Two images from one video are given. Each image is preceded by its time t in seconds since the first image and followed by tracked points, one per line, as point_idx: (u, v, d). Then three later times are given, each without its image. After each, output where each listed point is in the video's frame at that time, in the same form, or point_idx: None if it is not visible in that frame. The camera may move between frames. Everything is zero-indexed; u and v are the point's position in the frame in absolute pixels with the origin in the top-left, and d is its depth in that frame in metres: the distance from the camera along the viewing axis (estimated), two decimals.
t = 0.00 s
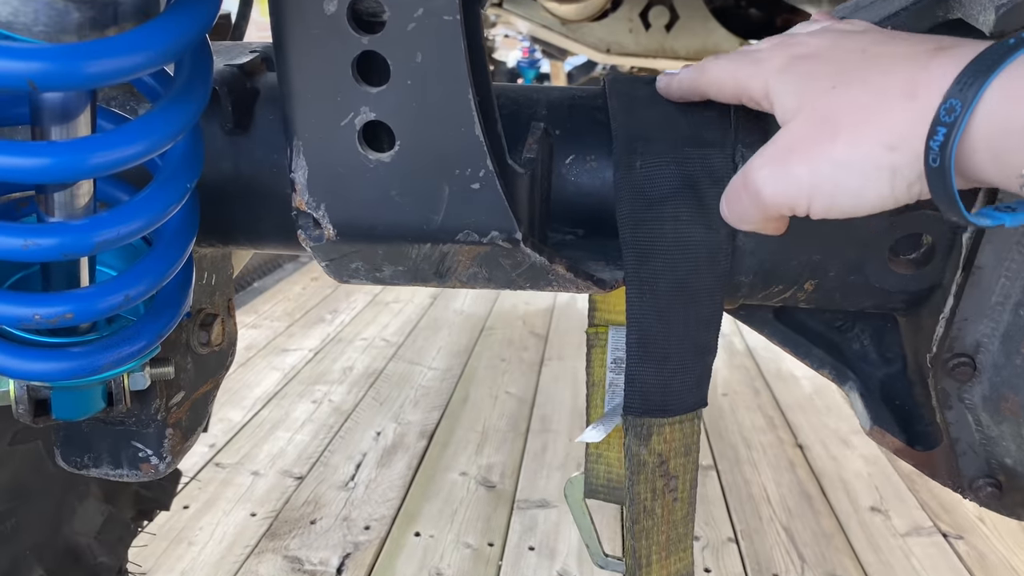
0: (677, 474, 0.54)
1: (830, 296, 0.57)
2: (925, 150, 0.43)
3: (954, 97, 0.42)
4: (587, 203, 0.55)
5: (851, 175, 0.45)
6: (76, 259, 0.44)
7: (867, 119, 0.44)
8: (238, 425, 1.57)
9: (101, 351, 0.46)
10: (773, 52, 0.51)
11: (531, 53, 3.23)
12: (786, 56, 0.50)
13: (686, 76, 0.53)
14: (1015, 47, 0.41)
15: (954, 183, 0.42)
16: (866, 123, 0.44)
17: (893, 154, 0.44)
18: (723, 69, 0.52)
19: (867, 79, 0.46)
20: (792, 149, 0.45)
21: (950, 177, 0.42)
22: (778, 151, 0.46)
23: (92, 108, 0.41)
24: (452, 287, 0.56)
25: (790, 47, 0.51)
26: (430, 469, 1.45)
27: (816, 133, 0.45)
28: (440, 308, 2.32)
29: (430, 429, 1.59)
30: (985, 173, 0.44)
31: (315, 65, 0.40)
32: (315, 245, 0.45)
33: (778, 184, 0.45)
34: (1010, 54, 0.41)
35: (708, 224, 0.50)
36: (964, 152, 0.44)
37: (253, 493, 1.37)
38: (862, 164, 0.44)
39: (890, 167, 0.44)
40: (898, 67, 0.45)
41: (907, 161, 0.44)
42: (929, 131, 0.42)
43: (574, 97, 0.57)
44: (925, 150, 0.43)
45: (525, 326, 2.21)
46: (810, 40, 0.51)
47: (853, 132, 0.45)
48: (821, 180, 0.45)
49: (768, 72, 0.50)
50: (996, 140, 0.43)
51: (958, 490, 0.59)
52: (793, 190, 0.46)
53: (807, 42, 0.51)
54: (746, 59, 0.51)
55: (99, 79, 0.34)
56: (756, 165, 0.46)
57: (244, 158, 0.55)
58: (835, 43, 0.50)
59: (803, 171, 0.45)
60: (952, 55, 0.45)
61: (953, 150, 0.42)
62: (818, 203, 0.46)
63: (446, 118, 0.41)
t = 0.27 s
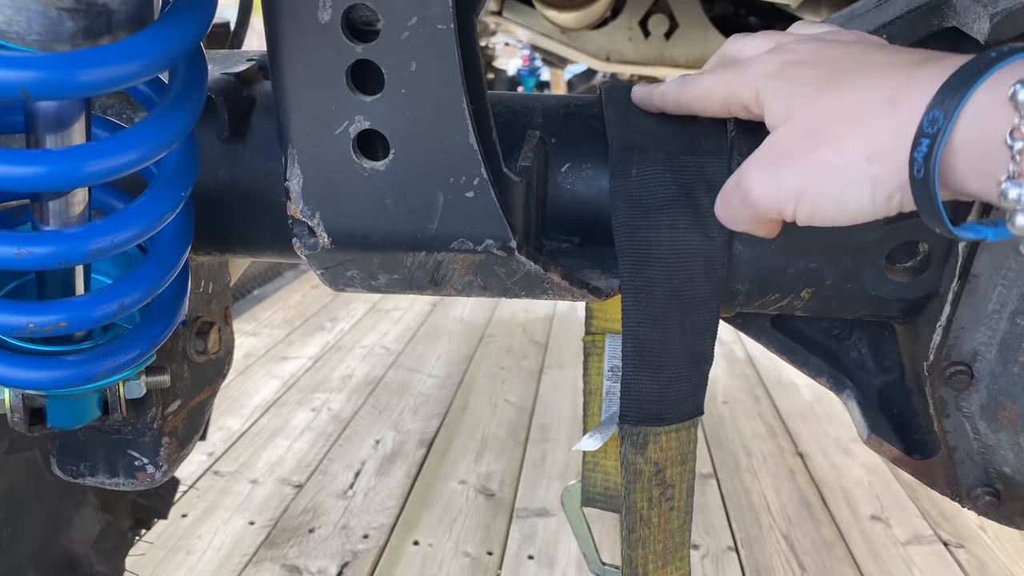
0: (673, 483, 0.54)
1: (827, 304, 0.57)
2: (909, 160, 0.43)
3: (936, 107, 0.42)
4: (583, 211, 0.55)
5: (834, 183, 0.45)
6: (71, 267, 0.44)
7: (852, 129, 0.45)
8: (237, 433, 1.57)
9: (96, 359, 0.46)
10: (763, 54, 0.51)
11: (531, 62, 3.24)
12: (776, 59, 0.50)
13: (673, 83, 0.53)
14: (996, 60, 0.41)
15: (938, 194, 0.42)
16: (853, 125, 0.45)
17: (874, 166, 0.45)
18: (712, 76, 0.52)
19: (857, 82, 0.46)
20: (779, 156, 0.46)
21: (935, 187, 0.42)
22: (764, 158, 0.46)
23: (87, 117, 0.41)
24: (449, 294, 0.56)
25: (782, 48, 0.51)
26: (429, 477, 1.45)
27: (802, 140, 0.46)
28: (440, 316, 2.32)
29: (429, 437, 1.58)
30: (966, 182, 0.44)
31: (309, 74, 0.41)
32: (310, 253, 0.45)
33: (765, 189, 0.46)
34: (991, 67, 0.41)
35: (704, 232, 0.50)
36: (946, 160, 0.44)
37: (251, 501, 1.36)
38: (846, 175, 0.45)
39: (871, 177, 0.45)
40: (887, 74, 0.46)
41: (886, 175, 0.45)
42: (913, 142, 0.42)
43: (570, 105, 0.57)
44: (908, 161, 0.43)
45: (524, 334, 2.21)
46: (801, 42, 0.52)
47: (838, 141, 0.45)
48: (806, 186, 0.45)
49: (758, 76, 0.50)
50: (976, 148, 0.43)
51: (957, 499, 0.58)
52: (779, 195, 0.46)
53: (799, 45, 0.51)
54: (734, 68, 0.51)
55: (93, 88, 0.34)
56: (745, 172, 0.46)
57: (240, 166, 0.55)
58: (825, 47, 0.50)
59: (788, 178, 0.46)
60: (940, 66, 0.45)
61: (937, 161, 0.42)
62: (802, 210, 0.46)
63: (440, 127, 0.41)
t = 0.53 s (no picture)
0: (672, 484, 0.54)
1: (825, 305, 0.57)
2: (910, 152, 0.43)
3: (942, 101, 0.42)
4: (581, 214, 0.55)
5: (832, 171, 0.45)
6: (70, 271, 0.44)
7: (855, 118, 0.45)
8: (238, 437, 1.57)
9: (95, 363, 0.47)
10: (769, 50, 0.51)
11: (531, 66, 3.25)
12: (781, 55, 0.50)
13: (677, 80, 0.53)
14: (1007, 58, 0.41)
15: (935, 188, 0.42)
16: (851, 122, 0.45)
17: (874, 156, 0.44)
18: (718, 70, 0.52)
19: (859, 80, 0.46)
20: (780, 140, 0.45)
21: (933, 181, 0.42)
22: (764, 144, 0.46)
23: (86, 122, 0.41)
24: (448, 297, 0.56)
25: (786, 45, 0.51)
26: (430, 481, 1.45)
27: (805, 127, 0.45)
28: (441, 320, 2.32)
29: (430, 441, 1.59)
30: (965, 180, 0.45)
31: (307, 78, 0.41)
32: (308, 257, 0.45)
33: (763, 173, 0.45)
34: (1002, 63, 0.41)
35: (701, 234, 0.51)
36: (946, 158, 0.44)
37: (252, 505, 1.36)
38: (845, 163, 0.44)
39: (870, 167, 0.44)
40: (890, 73, 0.46)
41: (887, 165, 0.44)
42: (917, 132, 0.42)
43: (567, 108, 0.57)
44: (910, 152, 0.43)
45: (525, 337, 2.21)
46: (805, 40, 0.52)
47: (838, 129, 0.45)
48: (803, 172, 0.45)
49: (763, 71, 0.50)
50: (977, 147, 0.43)
51: (956, 500, 0.59)
52: (776, 180, 0.45)
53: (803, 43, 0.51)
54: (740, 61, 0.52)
55: (91, 92, 0.35)
56: (745, 155, 0.46)
57: (239, 170, 0.55)
58: (829, 45, 0.50)
59: (787, 163, 0.45)
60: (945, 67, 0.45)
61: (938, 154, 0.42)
62: (798, 196, 0.46)
63: (437, 131, 0.41)
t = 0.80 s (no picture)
0: (672, 479, 0.54)
1: (824, 299, 0.57)
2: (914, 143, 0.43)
3: (948, 93, 0.42)
4: (578, 208, 0.55)
5: (831, 153, 0.44)
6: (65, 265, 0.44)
7: (861, 104, 0.44)
8: (237, 438, 1.57)
9: (91, 359, 0.46)
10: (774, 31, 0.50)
11: (529, 66, 3.25)
12: (786, 38, 0.49)
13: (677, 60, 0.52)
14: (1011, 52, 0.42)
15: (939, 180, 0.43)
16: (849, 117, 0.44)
17: (875, 142, 0.44)
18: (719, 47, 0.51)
19: (865, 68, 0.45)
20: (780, 120, 0.45)
21: (937, 173, 0.42)
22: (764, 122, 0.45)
23: (80, 115, 0.41)
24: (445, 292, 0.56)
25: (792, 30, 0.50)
26: (430, 481, 1.44)
27: (807, 108, 0.45)
28: (440, 320, 2.32)
29: (430, 441, 1.58)
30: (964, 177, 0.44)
31: (301, 69, 0.41)
32: (304, 250, 0.44)
33: (760, 149, 0.45)
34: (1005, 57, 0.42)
35: (699, 227, 0.50)
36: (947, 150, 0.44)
37: (251, 506, 1.36)
38: (844, 147, 0.44)
39: (870, 153, 0.44)
40: (897, 62, 0.45)
41: (887, 153, 0.44)
42: (921, 123, 0.42)
43: (564, 102, 0.57)
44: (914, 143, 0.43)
45: (525, 337, 2.21)
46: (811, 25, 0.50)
47: (842, 115, 0.44)
48: (801, 152, 0.44)
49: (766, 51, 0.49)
50: (981, 141, 0.43)
51: (956, 495, 0.58)
52: (773, 159, 0.45)
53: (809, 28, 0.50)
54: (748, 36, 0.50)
55: (84, 83, 0.35)
56: (743, 130, 0.45)
57: (235, 165, 0.55)
58: (835, 31, 0.49)
59: (786, 141, 0.44)
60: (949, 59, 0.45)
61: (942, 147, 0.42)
62: (793, 175, 0.45)
63: (433, 121, 0.41)
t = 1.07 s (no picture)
0: (671, 481, 0.54)
1: (823, 300, 0.57)
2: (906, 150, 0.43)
3: (940, 99, 0.42)
4: (577, 209, 0.55)
5: (824, 160, 0.44)
6: (63, 268, 0.44)
7: (853, 112, 0.44)
8: (237, 440, 1.57)
9: (89, 361, 0.46)
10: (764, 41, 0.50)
11: (529, 68, 3.25)
12: (776, 47, 0.49)
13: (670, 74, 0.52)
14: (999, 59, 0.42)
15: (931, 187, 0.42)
16: (851, 116, 0.44)
17: (868, 149, 0.43)
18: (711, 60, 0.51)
19: (856, 75, 0.45)
20: (772, 126, 0.45)
21: (929, 178, 0.42)
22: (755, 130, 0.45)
23: (78, 118, 0.41)
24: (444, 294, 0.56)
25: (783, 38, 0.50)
26: (429, 483, 1.44)
27: (798, 115, 0.44)
28: (440, 322, 2.32)
29: (430, 442, 1.58)
30: (958, 183, 0.44)
31: (299, 71, 0.41)
32: (302, 253, 0.44)
33: (752, 156, 0.44)
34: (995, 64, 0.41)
35: (697, 229, 0.50)
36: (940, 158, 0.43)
37: (251, 508, 1.36)
38: (837, 153, 0.44)
39: (863, 160, 0.44)
40: (887, 70, 0.45)
41: (879, 159, 0.43)
42: (912, 131, 0.42)
43: (563, 104, 0.57)
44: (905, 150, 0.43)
45: (524, 339, 2.21)
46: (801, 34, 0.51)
47: (834, 120, 0.44)
48: (794, 160, 0.44)
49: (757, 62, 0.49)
50: (973, 147, 0.43)
51: (955, 495, 0.58)
52: (765, 164, 0.44)
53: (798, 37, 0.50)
54: (740, 44, 0.50)
55: (82, 85, 0.35)
56: (733, 135, 0.45)
57: (233, 168, 0.55)
58: (826, 40, 0.49)
59: (778, 147, 0.44)
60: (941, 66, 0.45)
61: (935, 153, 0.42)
62: (786, 182, 0.44)
63: (431, 123, 0.41)
